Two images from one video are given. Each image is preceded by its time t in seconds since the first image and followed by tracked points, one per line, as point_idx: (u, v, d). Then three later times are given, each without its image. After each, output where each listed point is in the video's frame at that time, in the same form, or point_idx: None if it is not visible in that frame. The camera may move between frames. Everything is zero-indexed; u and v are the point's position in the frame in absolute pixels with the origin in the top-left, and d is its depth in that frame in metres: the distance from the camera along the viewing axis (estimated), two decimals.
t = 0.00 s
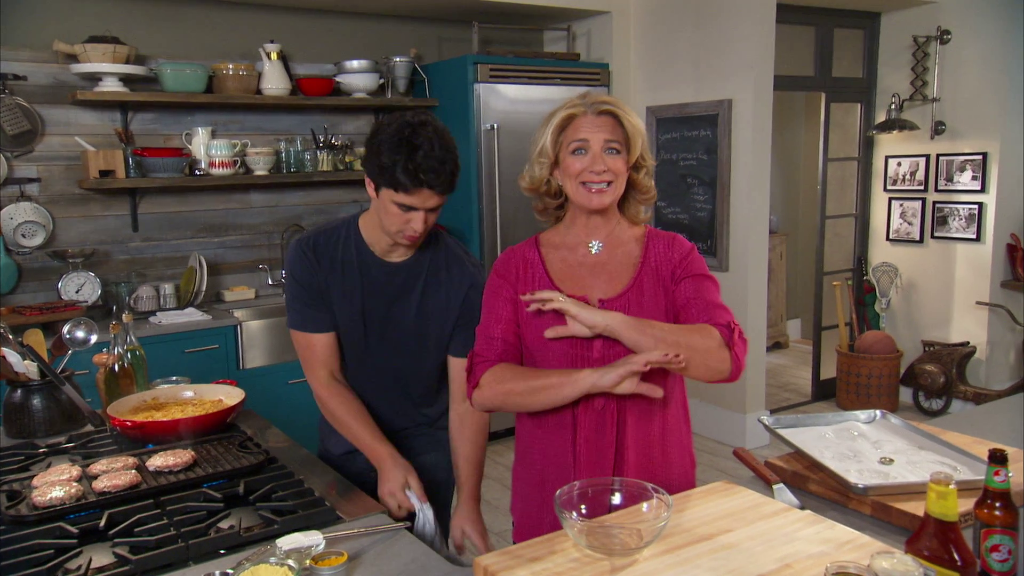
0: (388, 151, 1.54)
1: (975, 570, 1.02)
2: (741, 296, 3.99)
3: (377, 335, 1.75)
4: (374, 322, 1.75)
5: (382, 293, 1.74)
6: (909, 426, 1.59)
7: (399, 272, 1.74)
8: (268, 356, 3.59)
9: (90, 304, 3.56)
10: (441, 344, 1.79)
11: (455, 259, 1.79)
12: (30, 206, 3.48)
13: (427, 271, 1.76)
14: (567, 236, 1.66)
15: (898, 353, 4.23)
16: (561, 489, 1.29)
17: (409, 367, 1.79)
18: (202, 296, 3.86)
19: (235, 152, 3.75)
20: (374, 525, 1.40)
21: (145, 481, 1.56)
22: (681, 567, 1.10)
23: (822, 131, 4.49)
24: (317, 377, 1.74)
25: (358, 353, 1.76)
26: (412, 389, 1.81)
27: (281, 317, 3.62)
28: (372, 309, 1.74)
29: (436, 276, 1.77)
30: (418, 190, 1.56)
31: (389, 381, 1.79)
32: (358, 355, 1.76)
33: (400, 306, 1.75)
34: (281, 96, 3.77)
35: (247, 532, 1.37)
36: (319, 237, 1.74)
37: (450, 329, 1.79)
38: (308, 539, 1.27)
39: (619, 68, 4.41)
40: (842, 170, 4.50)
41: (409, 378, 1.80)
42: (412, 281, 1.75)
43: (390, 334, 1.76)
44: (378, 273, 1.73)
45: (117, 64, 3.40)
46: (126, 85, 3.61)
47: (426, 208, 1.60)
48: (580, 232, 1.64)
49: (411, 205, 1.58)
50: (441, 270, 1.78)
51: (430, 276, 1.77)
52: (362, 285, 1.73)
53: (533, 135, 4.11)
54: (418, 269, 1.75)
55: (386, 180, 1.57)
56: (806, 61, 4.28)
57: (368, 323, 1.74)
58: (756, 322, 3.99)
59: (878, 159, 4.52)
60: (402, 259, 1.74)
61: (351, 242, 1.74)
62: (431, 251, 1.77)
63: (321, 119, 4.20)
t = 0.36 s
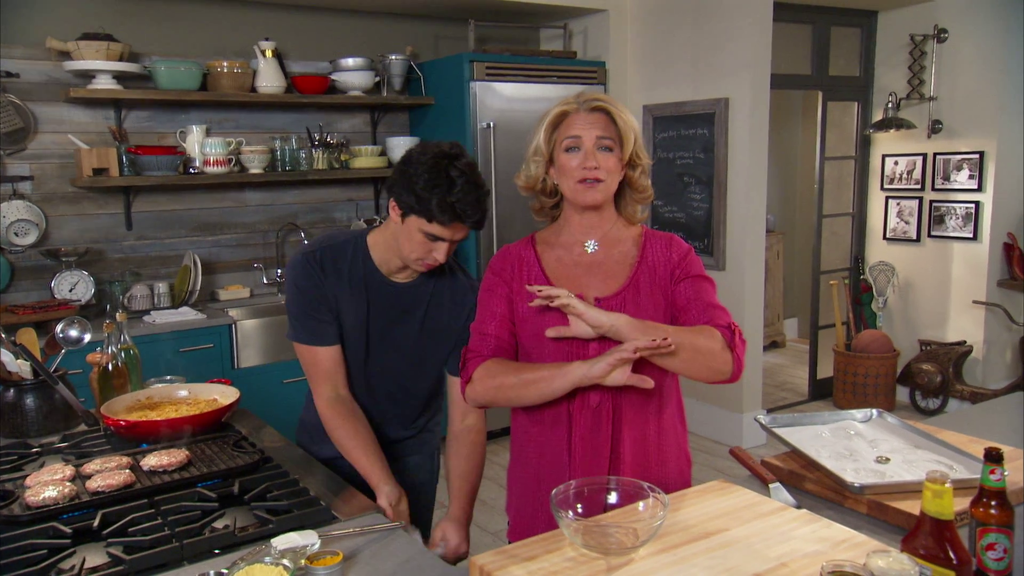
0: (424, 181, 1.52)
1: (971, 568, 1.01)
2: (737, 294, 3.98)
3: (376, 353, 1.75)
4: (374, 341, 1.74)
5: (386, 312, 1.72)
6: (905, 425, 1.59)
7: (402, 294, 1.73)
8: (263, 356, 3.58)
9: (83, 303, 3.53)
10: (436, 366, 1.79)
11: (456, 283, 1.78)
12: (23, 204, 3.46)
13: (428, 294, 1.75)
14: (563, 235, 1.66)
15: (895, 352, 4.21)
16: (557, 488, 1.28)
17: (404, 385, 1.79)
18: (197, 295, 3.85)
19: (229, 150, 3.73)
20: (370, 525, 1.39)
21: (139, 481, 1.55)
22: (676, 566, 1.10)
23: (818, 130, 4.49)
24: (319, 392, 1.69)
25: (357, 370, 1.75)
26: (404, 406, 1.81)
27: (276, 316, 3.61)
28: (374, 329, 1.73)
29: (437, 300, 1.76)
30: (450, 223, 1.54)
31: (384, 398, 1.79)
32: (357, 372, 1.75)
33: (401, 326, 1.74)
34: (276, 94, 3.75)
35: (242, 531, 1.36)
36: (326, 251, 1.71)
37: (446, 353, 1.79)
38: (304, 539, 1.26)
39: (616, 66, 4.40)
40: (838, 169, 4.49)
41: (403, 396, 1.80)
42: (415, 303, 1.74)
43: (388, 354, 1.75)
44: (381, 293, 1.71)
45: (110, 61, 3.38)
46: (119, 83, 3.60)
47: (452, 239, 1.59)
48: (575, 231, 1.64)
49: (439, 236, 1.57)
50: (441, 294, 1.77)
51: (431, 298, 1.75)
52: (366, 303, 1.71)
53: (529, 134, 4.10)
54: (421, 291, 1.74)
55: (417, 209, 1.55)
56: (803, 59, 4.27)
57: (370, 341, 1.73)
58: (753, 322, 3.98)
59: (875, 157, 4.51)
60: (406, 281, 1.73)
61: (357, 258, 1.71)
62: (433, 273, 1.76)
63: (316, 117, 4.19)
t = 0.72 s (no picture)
0: (415, 172, 1.53)
1: (966, 567, 1.00)
2: (735, 294, 3.97)
3: (363, 357, 1.73)
4: (361, 344, 1.72)
5: (375, 316, 1.72)
6: (901, 424, 1.55)
7: (392, 300, 1.71)
8: (259, 354, 3.57)
9: (78, 301, 3.50)
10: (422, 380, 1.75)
11: (450, 296, 1.75)
12: (17, 201, 3.44)
13: (418, 304, 1.72)
14: (558, 234, 1.66)
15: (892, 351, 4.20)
16: (554, 487, 1.27)
17: (391, 393, 1.76)
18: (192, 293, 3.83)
19: (226, 148, 3.72)
20: (366, 523, 1.38)
21: (134, 479, 1.54)
22: (673, 565, 1.09)
23: (817, 129, 4.49)
24: (291, 375, 1.74)
25: (342, 369, 1.74)
26: (393, 414, 1.79)
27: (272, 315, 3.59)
28: (362, 332, 1.72)
29: (428, 311, 1.73)
30: (436, 215, 1.54)
31: (372, 401, 1.77)
32: (344, 373, 1.74)
33: (390, 333, 1.72)
34: (272, 91, 3.74)
35: (237, 529, 1.35)
36: (324, 248, 1.75)
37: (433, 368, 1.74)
38: (300, 537, 1.26)
39: (613, 64, 4.39)
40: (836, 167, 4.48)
41: (390, 403, 1.77)
42: (405, 311, 1.72)
43: (374, 358, 1.73)
44: (372, 296, 1.71)
45: (105, 57, 3.36)
46: (114, 79, 3.58)
47: (439, 237, 1.57)
48: (571, 229, 1.64)
49: (427, 232, 1.56)
50: (432, 307, 1.73)
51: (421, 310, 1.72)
52: (355, 305, 1.71)
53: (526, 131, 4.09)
54: (411, 300, 1.72)
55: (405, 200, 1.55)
56: (800, 57, 4.26)
57: (358, 344, 1.72)
58: (751, 320, 3.97)
59: (873, 156, 4.49)
60: (397, 287, 1.71)
61: (352, 259, 1.73)
62: (426, 284, 1.73)
63: (312, 115, 4.17)
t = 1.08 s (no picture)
0: (349, 160, 1.46)
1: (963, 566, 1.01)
2: (732, 293, 3.97)
3: (346, 358, 1.68)
4: (343, 345, 1.68)
5: (355, 316, 1.66)
6: (899, 423, 1.56)
7: (372, 300, 1.65)
8: (254, 351, 3.56)
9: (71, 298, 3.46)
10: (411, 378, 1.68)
11: (434, 292, 1.67)
12: (11, 197, 3.42)
13: (400, 301, 1.65)
14: (552, 234, 1.67)
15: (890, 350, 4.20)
16: (550, 485, 1.26)
17: (381, 394, 1.71)
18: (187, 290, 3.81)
19: (221, 144, 3.71)
20: (361, 522, 1.37)
21: (129, 478, 1.53)
22: (669, 563, 1.08)
23: (815, 127, 4.48)
24: (290, 377, 1.75)
25: (329, 370, 1.71)
26: (385, 414, 1.74)
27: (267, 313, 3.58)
28: (342, 333, 1.67)
29: (410, 309, 1.66)
30: (376, 202, 1.45)
31: (361, 403, 1.72)
32: (331, 374, 1.71)
33: (371, 333, 1.66)
34: (268, 88, 3.72)
35: (233, 528, 1.34)
36: (303, 249, 1.71)
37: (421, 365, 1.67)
38: (294, 535, 1.24)
39: (611, 62, 4.38)
40: (834, 166, 4.47)
41: (381, 404, 1.72)
42: (386, 309, 1.65)
43: (359, 358, 1.68)
44: (352, 296, 1.66)
45: (100, 53, 3.35)
46: (109, 75, 3.56)
47: (386, 224, 1.48)
48: (565, 229, 1.65)
49: (371, 221, 1.48)
50: (415, 302, 1.66)
51: (403, 305, 1.65)
52: (335, 305, 1.66)
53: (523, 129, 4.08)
54: (393, 298, 1.65)
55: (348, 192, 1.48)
56: (798, 55, 4.25)
57: (342, 345, 1.68)
58: (748, 319, 3.97)
59: (872, 154, 4.48)
60: (377, 285, 1.65)
61: (330, 260, 1.68)
62: (409, 280, 1.66)
63: (308, 112, 4.15)
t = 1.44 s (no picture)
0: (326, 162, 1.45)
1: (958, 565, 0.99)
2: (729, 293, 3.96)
3: (339, 362, 1.66)
4: (335, 349, 1.65)
5: (346, 320, 1.63)
6: (895, 422, 1.56)
7: (362, 304, 1.61)
8: (248, 349, 3.54)
9: (64, 296, 3.45)
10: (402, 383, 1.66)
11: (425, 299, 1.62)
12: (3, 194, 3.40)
13: (390, 306, 1.61)
14: (549, 233, 1.66)
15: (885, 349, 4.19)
16: (546, 484, 1.25)
17: (374, 396, 1.69)
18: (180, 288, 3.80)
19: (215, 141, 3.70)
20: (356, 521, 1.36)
21: (121, 476, 1.51)
22: (664, 562, 1.07)
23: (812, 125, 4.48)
24: (282, 377, 1.76)
25: (323, 371, 1.69)
26: (382, 413, 1.73)
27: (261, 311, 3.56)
28: (333, 338, 1.64)
29: (400, 316, 1.62)
30: (346, 206, 1.44)
31: (357, 402, 1.71)
32: (325, 375, 1.69)
33: (362, 338, 1.63)
34: (262, 84, 3.70)
35: (226, 527, 1.32)
36: (295, 248, 1.69)
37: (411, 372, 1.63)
38: (289, 534, 1.24)
39: (608, 59, 4.37)
40: (831, 164, 4.46)
41: (375, 405, 1.71)
42: (376, 314, 1.61)
43: (350, 362, 1.66)
44: (342, 300, 1.63)
45: (92, 49, 3.32)
46: (101, 71, 3.54)
47: (359, 229, 1.46)
48: (561, 229, 1.64)
49: (345, 225, 1.46)
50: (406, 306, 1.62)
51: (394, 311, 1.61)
52: (325, 308, 1.63)
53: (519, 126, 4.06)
54: (383, 304, 1.61)
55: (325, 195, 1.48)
56: (794, 53, 4.24)
57: (333, 349, 1.65)
58: (744, 318, 3.96)
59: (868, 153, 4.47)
60: (368, 289, 1.61)
61: (321, 261, 1.65)
62: (399, 285, 1.61)
63: (303, 108, 4.14)
